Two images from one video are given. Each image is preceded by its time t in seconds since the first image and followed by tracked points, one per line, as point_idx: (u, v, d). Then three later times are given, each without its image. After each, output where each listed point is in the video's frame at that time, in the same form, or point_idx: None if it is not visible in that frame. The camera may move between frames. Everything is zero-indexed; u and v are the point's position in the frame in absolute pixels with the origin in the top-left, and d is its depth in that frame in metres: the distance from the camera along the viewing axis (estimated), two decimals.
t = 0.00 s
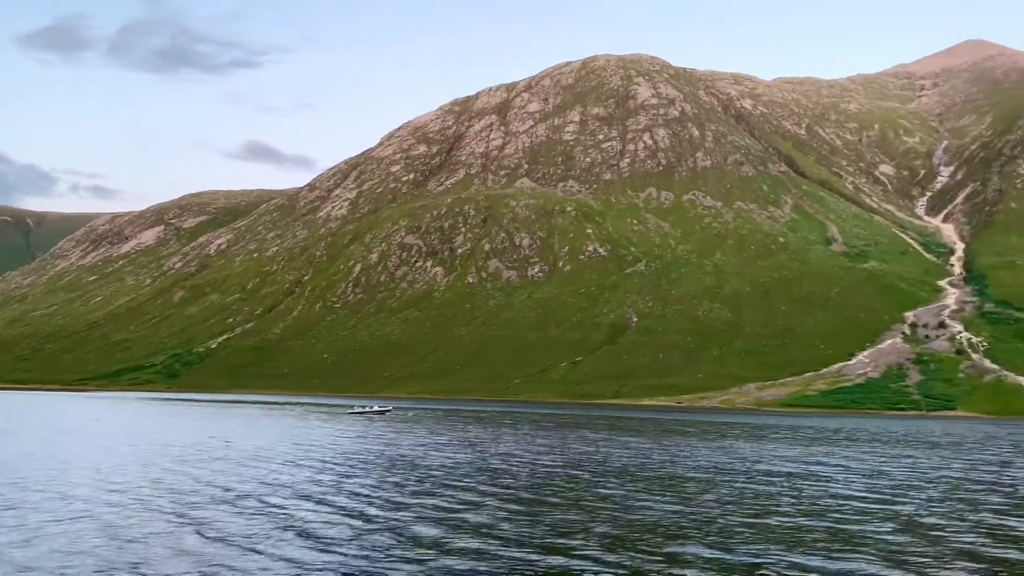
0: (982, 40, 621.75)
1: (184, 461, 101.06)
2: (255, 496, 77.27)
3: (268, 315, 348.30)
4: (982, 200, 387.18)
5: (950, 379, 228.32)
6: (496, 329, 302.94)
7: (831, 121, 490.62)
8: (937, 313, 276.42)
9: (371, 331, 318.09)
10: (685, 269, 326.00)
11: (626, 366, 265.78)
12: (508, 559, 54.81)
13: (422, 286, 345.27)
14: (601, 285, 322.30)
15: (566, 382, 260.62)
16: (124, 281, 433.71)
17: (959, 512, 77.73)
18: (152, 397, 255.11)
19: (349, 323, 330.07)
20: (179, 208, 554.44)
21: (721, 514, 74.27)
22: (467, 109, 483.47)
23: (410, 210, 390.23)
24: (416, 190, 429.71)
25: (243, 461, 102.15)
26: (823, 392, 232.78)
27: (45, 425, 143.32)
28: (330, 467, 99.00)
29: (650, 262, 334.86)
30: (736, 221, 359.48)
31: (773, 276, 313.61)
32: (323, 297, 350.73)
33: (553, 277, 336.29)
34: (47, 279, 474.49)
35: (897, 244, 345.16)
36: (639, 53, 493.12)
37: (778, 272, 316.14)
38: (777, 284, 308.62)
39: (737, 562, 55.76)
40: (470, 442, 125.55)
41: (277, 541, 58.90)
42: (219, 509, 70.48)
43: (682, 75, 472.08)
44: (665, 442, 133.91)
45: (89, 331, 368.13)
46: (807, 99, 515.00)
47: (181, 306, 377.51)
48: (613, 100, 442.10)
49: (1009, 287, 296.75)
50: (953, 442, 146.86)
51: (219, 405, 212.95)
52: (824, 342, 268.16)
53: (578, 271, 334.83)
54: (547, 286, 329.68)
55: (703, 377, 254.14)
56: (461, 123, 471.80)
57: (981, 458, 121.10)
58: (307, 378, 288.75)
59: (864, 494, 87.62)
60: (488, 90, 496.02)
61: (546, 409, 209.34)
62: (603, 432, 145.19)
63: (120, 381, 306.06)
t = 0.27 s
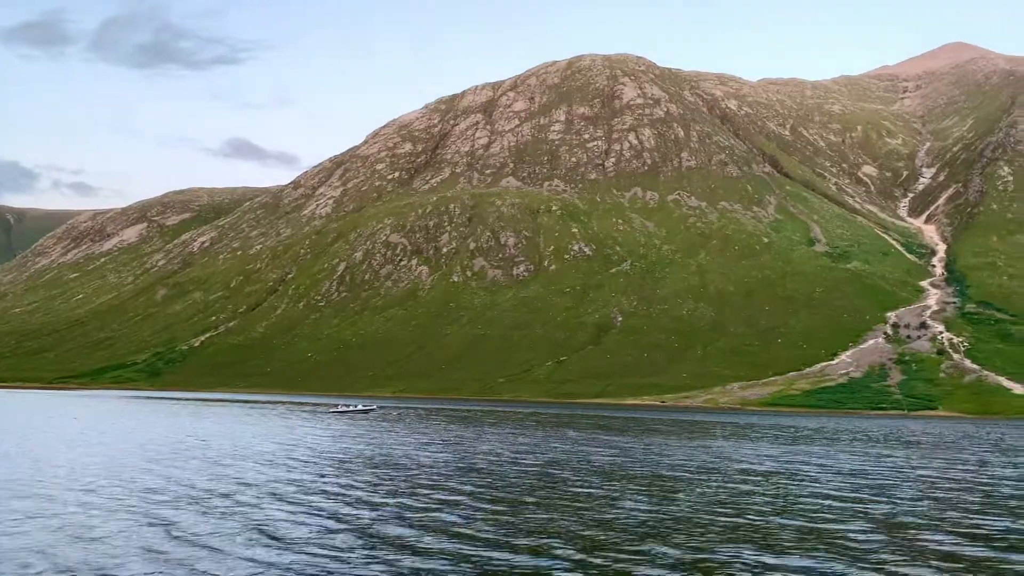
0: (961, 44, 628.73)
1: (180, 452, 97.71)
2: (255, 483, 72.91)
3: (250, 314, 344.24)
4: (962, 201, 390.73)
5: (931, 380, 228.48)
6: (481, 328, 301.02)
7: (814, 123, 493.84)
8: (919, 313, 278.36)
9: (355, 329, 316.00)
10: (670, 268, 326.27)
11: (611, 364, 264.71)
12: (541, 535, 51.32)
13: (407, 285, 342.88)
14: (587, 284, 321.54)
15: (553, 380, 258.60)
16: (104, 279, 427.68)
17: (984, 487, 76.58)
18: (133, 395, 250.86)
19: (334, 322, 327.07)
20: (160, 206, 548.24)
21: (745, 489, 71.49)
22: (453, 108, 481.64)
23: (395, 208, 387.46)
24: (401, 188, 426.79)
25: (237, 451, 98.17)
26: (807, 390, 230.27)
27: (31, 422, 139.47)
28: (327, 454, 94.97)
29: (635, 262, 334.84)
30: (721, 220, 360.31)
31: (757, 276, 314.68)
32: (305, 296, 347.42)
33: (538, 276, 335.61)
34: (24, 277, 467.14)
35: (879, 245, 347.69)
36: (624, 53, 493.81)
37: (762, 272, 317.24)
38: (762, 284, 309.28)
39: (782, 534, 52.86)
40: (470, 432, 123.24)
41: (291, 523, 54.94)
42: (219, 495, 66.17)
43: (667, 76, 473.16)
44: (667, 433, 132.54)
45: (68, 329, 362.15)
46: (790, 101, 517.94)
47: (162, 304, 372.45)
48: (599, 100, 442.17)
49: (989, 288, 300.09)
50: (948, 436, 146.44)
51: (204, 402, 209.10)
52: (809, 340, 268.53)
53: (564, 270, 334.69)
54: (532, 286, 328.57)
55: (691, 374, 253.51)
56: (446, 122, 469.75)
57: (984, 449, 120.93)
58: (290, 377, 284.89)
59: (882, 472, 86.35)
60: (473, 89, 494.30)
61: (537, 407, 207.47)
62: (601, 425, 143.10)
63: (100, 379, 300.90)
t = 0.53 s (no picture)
0: (946, 47, 633.30)
1: (163, 452, 97.22)
2: (234, 484, 72.05)
3: (236, 313, 342.76)
4: (946, 203, 393.87)
5: (915, 380, 230.44)
6: (468, 328, 300.87)
7: (800, 125, 496.40)
8: (903, 314, 280.55)
9: (341, 329, 315.40)
10: (657, 269, 327.30)
11: (597, 364, 265.22)
12: (523, 537, 50.95)
13: (393, 285, 342.39)
14: (573, 285, 322.05)
15: (538, 380, 258.69)
16: (89, 278, 424.78)
17: (962, 487, 77.38)
18: (118, 394, 249.31)
19: (321, 321, 326.19)
20: (146, 204, 545.25)
21: (729, 489, 71.52)
22: (440, 108, 481.28)
23: (382, 208, 386.76)
24: (388, 188, 425.96)
25: (219, 451, 97.39)
26: (792, 390, 231.36)
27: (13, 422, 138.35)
28: (309, 455, 94.25)
29: (622, 262, 335.64)
30: (707, 221, 361.66)
31: (743, 277, 316.04)
32: (291, 295, 346.22)
33: (525, 276, 335.99)
34: (8, 275, 463.42)
35: (864, 246, 349.91)
36: (611, 54, 494.87)
37: (747, 273, 318.67)
38: (747, 284, 310.72)
39: (764, 534, 52.80)
40: (455, 432, 123.26)
41: (271, 525, 54.38)
42: (197, 497, 65.33)
43: (654, 77, 474.45)
44: (651, 433, 133.04)
45: (52, 328, 359.47)
46: (777, 103, 520.39)
47: (147, 303, 370.39)
48: (586, 101, 442.87)
49: (971, 290, 302.79)
50: (930, 436, 147.53)
51: (188, 402, 207.97)
52: (794, 340, 269.91)
53: (551, 270, 335.20)
54: (519, 286, 328.83)
55: (676, 375, 254.25)
56: (434, 122, 469.40)
57: (964, 449, 122.07)
58: (276, 377, 283.69)
59: (862, 472, 87.02)
60: (461, 88, 494.05)
61: (523, 407, 207.53)
62: (587, 424, 143.24)
63: (84, 378, 298.95)
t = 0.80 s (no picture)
0: (930, 50, 638.03)
1: (148, 453, 96.62)
2: (217, 487, 71.52)
3: (222, 314, 341.22)
4: (930, 205, 396.73)
5: (899, 380, 232.05)
6: (455, 328, 300.85)
7: (786, 126, 498.91)
8: (887, 315, 282.46)
9: (327, 329, 314.67)
10: (643, 270, 328.15)
11: (584, 365, 265.57)
12: (507, 539, 50.83)
13: (380, 285, 341.88)
14: (560, 286, 322.52)
15: (525, 381, 258.84)
16: (73, 278, 421.85)
17: (944, 486, 77.96)
18: (102, 395, 247.86)
19: (307, 322, 325.21)
20: (132, 204, 542.23)
21: (712, 490, 71.54)
22: (428, 108, 481.05)
23: (369, 208, 385.99)
24: (375, 188, 425.14)
25: (201, 453, 96.58)
26: (778, 391, 232.26)
27: None
28: (292, 456, 93.58)
29: (609, 263, 336.32)
30: (693, 222, 362.94)
31: (729, 278, 317.31)
32: (278, 296, 345.06)
33: (512, 277, 336.14)
34: None
35: (849, 248, 351.98)
36: (599, 55, 495.87)
37: (733, 274, 319.96)
38: (733, 285, 312.02)
39: (746, 536, 52.70)
40: (440, 432, 123.06)
41: (256, 527, 54.24)
42: (179, 499, 64.88)
43: (642, 78, 475.70)
44: (637, 432, 133.46)
45: (36, 328, 356.82)
46: (763, 105, 522.89)
47: (132, 303, 368.33)
48: (573, 102, 443.55)
49: (955, 291, 305.22)
50: (914, 436, 148.46)
51: (173, 403, 206.82)
52: (779, 341, 271.25)
53: (539, 271, 335.53)
54: (506, 286, 329.06)
55: (662, 376, 254.85)
56: (421, 122, 469.03)
57: (946, 448, 123.11)
58: (262, 378, 282.43)
59: (844, 472, 87.64)
60: (448, 89, 493.85)
61: (510, 408, 207.57)
62: (574, 425, 143.30)
63: (68, 379, 297.04)
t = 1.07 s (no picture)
0: (914, 54, 642.79)
1: (130, 455, 95.90)
2: (201, 489, 71.13)
3: (206, 315, 339.19)
4: (913, 207, 399.54)
5: (883, 381, 233.59)
6: (440, 330, 300.47)
7: (770, 129, 501.41)
8: (870, 317, 284.35)
9: (313, 331, 313.64)
10: (629, 271, 328.87)
11: (570, 367, 265.86)
12: (492, 541, 50.83)
13: (366, 287, 341.05)
14: (546, 287, 322.75)
15: (511, 382, 258.88)
16: (55, 279, 418.12)
17: (925, 487, 78.60)
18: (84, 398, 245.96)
19: (292, 323, 323.99)
20: (115, 204, 538.42)
21: (692, 492, 71.52)
22: (413, 110, 480.45)
23: (354, 209, 384.94)
24: (361, 189, 424.08)
25: (179, 456, 95.76)
26: (762, 392, 233.29)
27: None
28: (272, 459, 92.93)
29: (595, 264, 336.81)
30: (679, 224, 364.13)
31: (714, 280, 318.53)
32: (262, 297, 343.48)
33: (498, 278, 336.06)
34: None
35: (833, 250, 354.13)
36: (585, 57, 496.80)
37: (718, 275, 321.19)
38: (718, 287, 313.28)
39: (723, 538, 52.54)
40: (425, 433, 122.84)
41: (241, 530, 54.00)
42: (164, 502, 64.43)
43: (627, 81, 476.85)
44: (622, 433, 133.69)
45: (17, 330, 353.44)
46: (748, 107, 525.31)
47: (115, 305, 365.58)
48: (559, 103, 443.97)
49: (938, 293, 307.49)
50: (897, 437, 149.24)
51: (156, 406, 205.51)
52: (764, 342, 272.51)
53: (525, 272, 335.60)
54: (492, 288, 328.96)
55: (647, 377, 255.36)
56: (407, 124, 468.39)
57: (926, 448, 124.17)
58: (247, 380, 280.89)
59: (827, 472, 88.18)
60: (434, 90, 493.29)
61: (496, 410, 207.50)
62: (558, 427, 143.25)
63: (50, 382, 294.36)
